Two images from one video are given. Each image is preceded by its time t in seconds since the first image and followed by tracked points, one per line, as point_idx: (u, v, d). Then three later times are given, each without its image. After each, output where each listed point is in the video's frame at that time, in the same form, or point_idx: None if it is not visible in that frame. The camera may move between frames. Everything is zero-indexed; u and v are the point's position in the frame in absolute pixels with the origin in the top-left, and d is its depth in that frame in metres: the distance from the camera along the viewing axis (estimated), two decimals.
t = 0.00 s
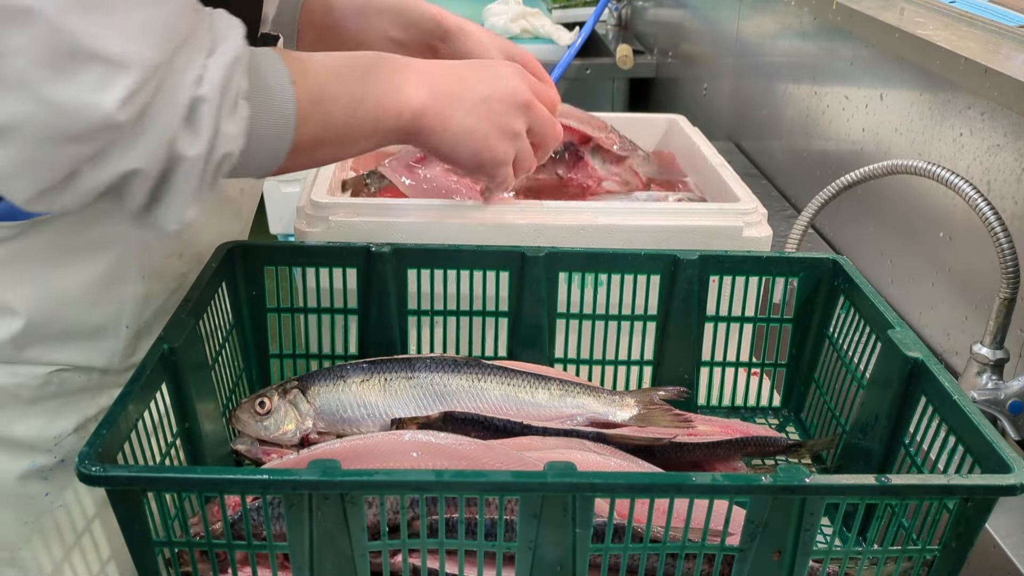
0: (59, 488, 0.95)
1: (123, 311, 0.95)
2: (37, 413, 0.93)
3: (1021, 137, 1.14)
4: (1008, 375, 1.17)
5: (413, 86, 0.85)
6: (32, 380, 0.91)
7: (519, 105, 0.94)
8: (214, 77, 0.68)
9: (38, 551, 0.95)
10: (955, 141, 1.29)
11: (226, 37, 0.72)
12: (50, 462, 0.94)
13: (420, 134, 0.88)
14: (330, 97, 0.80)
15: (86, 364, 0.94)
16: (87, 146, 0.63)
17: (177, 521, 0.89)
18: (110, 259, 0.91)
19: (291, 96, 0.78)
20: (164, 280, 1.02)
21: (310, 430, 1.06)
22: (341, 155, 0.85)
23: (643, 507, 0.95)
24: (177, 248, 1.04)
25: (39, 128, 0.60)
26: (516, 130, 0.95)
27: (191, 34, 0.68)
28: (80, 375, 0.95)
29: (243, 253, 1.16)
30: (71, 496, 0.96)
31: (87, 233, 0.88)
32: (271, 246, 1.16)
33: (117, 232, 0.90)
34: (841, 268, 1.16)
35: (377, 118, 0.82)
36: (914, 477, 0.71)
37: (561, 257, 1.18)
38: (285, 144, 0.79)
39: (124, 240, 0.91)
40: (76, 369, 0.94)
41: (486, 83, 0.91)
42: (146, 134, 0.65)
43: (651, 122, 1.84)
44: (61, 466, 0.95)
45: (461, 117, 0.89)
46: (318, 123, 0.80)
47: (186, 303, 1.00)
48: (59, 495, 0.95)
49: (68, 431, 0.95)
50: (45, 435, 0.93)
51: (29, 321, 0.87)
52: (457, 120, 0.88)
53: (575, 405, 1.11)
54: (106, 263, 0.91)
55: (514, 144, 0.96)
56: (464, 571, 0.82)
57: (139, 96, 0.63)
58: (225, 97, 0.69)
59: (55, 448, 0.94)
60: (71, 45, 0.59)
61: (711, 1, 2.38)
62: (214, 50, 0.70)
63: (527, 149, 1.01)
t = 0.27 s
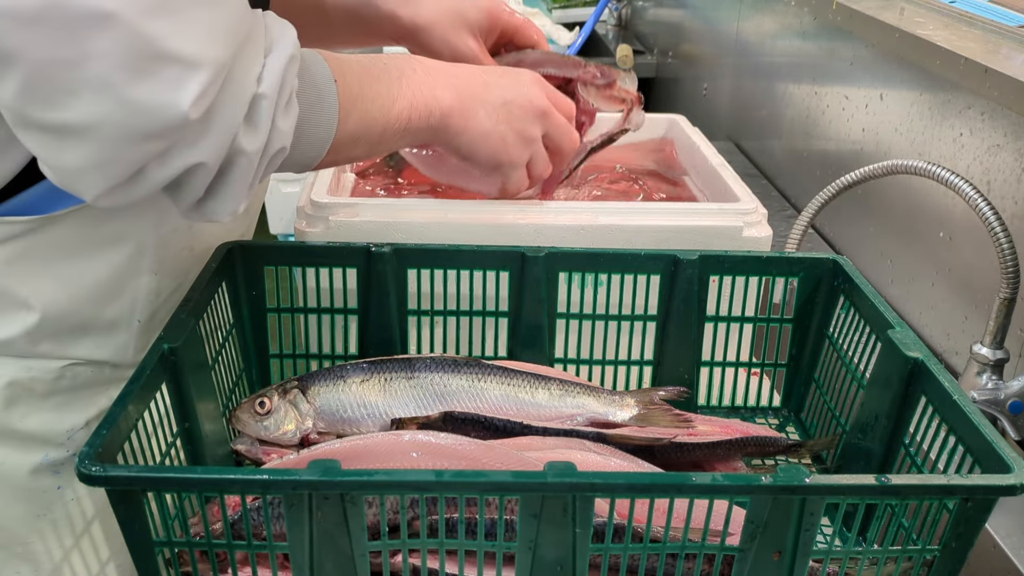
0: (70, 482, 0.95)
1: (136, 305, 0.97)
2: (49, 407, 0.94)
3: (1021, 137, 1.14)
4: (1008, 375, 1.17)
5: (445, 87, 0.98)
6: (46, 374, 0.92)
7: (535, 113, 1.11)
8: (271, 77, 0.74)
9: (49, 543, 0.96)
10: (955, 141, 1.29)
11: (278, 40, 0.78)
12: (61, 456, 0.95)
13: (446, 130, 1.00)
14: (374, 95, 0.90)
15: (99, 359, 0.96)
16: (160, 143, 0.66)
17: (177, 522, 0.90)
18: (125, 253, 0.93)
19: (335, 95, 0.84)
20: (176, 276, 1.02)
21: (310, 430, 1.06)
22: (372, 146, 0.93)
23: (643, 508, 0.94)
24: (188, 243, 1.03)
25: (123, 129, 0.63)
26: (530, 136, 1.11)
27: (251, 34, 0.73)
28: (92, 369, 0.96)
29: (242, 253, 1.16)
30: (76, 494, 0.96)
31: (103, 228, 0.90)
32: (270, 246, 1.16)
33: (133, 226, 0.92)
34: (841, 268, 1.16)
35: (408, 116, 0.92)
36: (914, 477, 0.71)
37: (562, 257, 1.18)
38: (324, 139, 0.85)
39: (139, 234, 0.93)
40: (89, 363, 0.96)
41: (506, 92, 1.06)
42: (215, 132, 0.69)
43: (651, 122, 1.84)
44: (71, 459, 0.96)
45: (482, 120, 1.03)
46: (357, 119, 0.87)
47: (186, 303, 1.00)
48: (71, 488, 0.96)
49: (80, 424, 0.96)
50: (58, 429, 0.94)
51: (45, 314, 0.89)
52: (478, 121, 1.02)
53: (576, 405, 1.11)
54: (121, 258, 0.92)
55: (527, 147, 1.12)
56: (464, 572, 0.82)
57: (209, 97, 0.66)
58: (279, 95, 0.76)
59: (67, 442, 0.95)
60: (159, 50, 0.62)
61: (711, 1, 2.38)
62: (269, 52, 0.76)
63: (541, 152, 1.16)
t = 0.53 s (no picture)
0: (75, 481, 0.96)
1: (139, 305, 0.97)
2: (54, 406, 0.95)
3: (1021, 137, 1.14)
4: (1008, 375, 1.17)
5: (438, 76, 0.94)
6: (51, 373, 0.93)
7: (543, 88, 1.01)
8: (263, 74, 0.74)
9: (49, 542, 0.96)
10: (955, 141, 1.29)
11: (270, 36, 0.78)
12: (65, 455, 0.95)
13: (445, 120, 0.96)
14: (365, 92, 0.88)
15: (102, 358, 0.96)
16: (151, 140, 0.68)
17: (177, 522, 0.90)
18: (128, 252, 0.93)
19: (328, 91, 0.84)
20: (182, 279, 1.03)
21: (310, 430, 1.06)
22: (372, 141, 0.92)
23: (643, 507, 0.94)
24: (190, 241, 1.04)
25: (113, 124, 0.64)
26: (537, 112, 1.01)
27: (244, 35, 0.75)
28: (97, 369, 0.97)
29: (242, 253, 1.16)
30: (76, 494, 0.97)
31: (106, 226, 0.91)
32: (271, 246, 1.16)
33: (135, 225, 0.92)
34: (841, 268, 1.16)
35: (402, 107, 0.90)
36: (914, 477, 0.71)
37: (562, 257, 1.18)
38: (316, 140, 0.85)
39: (142, 233, 0.93)
40: (92, 362, 0.96)
41: (508, 68, 0.98)
42: (205, 128, 0.70)
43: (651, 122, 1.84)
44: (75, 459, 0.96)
45: (479, 105, 0.96)
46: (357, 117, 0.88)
47: (186, 302, 1.00)
48: (76, 487, 0.96)
49: (83, 424, 0.97)
50: (61, 428, 0.95)
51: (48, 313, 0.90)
52: (476, 108, 0.96)
53: (575, 405, 1.11)
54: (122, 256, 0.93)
55: (535, 125, 1.03)
56: (464, 571, 0.82)
57: (198, 94, 0.67)
58: (271, 93, 0.76)
59: (71, 441, 0.96)
60: (147, 47, 0.63)
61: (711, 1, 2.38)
62: (261, 48, 0.77)
63: (555, 127, 1.06)
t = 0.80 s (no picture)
0: (58, 484, 0.99)
1: (122, 308, 1.00)
2: (38, 409, 0.98)
3: (1021, 137, 1.14)
4: (1008, 375, 1.17)
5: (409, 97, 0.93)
6: (32, 376, 0.96)
7: (505, 130, 1.05)
8: (212, 86, 0.73)
9: (47, 545, 1.00)
10: (955, 141, 1.29)
11: (224, 45, 0.76)
12: (47, 459, 0.98)
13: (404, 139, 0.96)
14: (328, 107, 0.86)
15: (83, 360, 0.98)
16: (86, 149, 0.66)
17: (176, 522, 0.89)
18: (109, 255, 0.96)
19: (285, 99, 0.83)
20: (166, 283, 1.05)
21: (310, 430, 1.06)
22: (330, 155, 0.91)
23: (643, 507, 0.94)
24: (178, 244, 1.07)
25: (48, 131, 0.63)
26: (494, 151, 1.06)
27: (194, 45, 0.73)
28: (79, 372, 1.00)
29: (242, 253, 1.16)
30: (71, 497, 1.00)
31: (88, 232, 0.93)
32: (271, 246, 1.16)
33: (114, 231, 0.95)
34: (841, 268, 1.16)
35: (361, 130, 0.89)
36: (914, 477, 0.71)
37: (562, 257, 1.18)
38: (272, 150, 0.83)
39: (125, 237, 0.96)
40: (75, 365, 0.98)
41: (476, 106, 1.00)
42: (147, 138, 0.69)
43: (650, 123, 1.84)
44: (60, 462, 1.00)
45: (441, 132, 0.98)
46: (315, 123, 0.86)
47: (186, 302, 1.00)
48: (58, 490, 1.00)
49: (68, 426, 1.00)
50: (45, 430, 0.98)
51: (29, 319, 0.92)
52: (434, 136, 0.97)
53: (575, 405, 1.11)
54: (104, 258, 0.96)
55: (487, 160, 1.06)
56: (464, 571, 0.82)
57: (136, 105, 0.66)
58: (220, 106, 0.74)
59: (55, 445, 0.99)
60: (84, 54, 0.62)
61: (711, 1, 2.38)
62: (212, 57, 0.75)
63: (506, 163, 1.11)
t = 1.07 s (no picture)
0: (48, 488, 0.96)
1: (110, 311, 0.96)
2: (25, 413, 0.94)
3: (1021, 137, 1.14)
4: (1008, 375, 1.17)
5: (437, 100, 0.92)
6: (20, 379, 0.92)
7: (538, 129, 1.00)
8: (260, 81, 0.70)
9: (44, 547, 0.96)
10: (955, 141, 1.29)
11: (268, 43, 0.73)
12: (37, 462, 0.95)
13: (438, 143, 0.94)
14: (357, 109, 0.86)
15: (76, 363, 0.95)
16: (145, 151, 0.63)
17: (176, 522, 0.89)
18: (97, 257, 0.92)
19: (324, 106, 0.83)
20: (156, 283, 1.02)
21: (310, 430, 1.06)
22: (366, 160, 0.90)
23: (643, 507, 0.94)
24: (166, 246, 1.01)
25: (107, 137, 0.60)
26: (528, 152, 1.01)
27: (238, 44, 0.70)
28: (69, 374, 0.96)
29: (242, 252, 1.16)
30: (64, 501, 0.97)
31: (74, 233, 0.89)
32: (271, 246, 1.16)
33: (107, 232, 0.92)
34: (841, 268, 1.16)
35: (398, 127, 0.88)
36: (914, 477, 0.71)
37: (562, 257, 1.18)
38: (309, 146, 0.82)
39: (111, 237, 0.93)
40: (63, 368, 0.95)
41: (509, 105, 0.97)
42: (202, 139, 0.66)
43: (650, 123, 1.84)
44: (49, 466, 0.96)
45: (476, 135, 0.95)
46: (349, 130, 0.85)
47: (186, 303, 0.99)
48: (48, 494, 0.96)
49: (58, 429, 0.96)
50: (34, 434, 0.94)
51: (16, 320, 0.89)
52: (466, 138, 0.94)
53: (575, 405, 1.11)
54: (94, 260, 0.92)
55: (521, 162, 1.02)
56: (464, 571, 0.82)
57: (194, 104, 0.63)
58: (268, 105, 0.71)
59: (43, 448, 0.95)
60: (144, 58, 0.59)
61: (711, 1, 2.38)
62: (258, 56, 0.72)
63: (543, 163, 1.05)
